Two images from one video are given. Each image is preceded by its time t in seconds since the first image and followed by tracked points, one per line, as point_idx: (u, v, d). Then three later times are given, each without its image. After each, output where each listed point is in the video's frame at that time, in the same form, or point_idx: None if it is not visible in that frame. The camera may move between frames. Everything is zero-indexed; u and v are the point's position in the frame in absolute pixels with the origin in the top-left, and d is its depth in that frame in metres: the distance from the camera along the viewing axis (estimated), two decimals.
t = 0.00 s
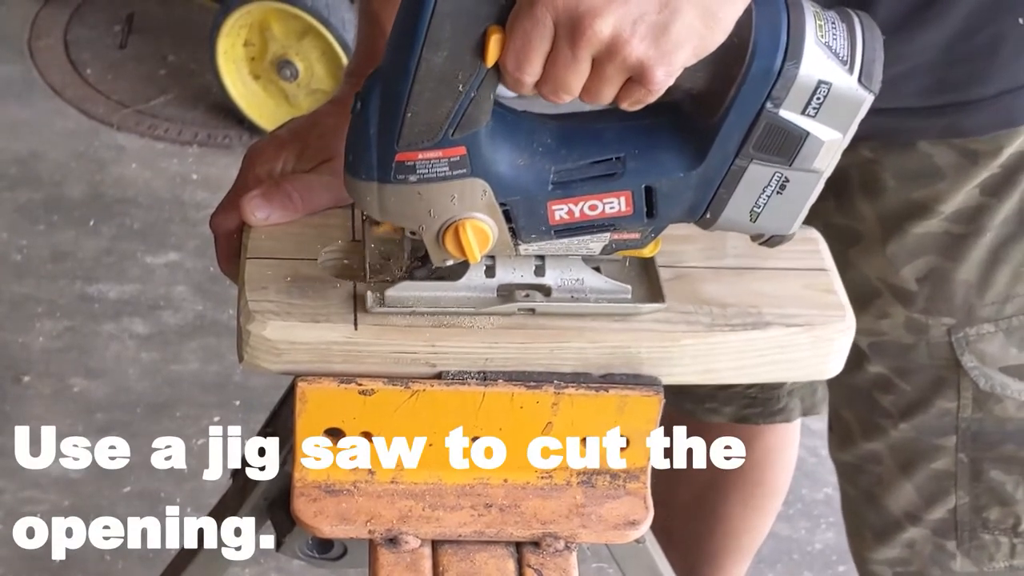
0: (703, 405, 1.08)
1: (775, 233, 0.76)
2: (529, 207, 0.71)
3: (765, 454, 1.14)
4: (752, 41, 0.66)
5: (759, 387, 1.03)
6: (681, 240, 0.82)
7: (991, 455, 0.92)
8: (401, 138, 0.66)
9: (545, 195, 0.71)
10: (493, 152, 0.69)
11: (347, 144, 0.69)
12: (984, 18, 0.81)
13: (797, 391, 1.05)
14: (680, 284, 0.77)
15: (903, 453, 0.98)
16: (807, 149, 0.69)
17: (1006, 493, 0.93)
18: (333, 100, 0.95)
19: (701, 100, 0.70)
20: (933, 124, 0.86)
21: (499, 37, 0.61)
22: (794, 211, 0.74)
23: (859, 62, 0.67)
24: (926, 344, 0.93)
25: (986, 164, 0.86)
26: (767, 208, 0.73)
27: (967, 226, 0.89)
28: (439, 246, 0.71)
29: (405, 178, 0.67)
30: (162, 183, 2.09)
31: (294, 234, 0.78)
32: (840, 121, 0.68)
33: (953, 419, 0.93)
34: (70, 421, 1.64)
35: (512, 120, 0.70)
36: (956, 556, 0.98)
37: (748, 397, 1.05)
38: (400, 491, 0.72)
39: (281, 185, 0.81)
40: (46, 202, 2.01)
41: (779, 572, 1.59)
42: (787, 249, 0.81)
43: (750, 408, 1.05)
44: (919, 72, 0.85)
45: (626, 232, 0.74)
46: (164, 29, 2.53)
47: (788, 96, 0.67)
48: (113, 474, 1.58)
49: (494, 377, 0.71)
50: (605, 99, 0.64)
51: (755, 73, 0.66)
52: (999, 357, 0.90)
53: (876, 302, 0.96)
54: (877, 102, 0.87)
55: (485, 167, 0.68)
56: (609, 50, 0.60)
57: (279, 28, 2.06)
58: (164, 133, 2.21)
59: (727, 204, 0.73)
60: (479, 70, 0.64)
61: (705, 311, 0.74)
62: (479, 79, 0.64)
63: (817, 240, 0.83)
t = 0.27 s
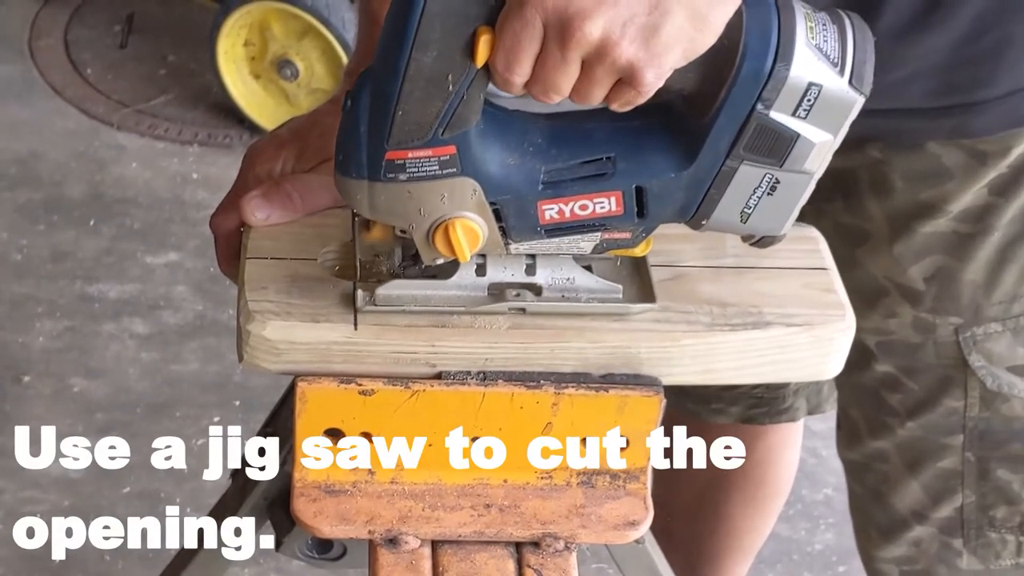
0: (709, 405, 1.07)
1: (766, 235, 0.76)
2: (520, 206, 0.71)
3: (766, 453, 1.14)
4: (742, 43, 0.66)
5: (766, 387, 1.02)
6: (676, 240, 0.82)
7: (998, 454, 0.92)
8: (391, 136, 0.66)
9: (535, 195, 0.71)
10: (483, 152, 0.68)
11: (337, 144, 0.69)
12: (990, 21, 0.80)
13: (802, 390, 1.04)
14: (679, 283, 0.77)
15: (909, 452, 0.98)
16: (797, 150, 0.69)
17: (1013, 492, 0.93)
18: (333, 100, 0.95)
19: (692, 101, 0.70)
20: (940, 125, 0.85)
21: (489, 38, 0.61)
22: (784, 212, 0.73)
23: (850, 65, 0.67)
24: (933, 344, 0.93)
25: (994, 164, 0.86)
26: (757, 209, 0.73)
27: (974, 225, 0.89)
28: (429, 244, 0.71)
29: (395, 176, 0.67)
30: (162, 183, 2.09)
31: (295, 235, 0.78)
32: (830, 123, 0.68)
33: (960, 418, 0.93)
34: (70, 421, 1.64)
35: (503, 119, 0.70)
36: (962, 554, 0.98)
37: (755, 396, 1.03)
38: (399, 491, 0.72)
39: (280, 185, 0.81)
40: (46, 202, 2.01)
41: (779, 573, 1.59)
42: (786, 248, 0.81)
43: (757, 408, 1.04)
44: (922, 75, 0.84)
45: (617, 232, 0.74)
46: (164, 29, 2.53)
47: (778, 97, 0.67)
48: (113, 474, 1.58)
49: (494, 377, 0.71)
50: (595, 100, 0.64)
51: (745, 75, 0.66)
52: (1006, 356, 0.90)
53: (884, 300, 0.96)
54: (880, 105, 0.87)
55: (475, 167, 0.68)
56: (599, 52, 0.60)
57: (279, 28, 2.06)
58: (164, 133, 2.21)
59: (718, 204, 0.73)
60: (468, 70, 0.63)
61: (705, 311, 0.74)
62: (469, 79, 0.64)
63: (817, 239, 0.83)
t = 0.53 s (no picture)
0: (709, 406, 1.07)
1: (761, 232, 0.76)
2: (516, 206, 0.71)
3: (766, 452, 1.14)
4: (738, 39, 0.66)
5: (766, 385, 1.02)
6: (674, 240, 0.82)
7: (990, 452, 0.92)
8: (388, 137, 0.66)
9: (532, 195, 0.71)
10: (480, 152, 0.69)
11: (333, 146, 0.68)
12: (975, 20, 0.82)
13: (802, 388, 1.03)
14: (678, 284, 0.77)
15: (900, 450, 0.98)
16: (793, 147, 0.70)
17: (1004, 489, 0.93)
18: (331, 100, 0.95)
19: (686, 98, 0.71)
20: (929, 125, 0.87)
21: (485, 37, 0.61)
22: (781, 208, 0.74)
23: (844, 59, 0.67)
24: (923, 340, 0.93)
25: (983, 162, 0.86)
26: (753, 206, 0.73)
27: (963, 223, 0.89)
28: (426, 246, 0.71)
29: (393, 178, 0.67)
30: (162, 183, 2.09)
31: (294, 235, 0.78)
32: (825, 118, 0.69)
33: (951, 415, 0.93)
34: (70, 421, 1.64)
35: (498, 119, 0.71)
36: (955, 552, 0.98)
37: (755, 396, 1.03)
38: (400, 491, 0.72)
39: (279, 185, 0.81)
40: (46, 202, 2.01)
41: (778, 572, 1.59)
42: (785, 250, 0.81)
43: (756, 407, 1.04)
44: (913, 73, 0.86)
45: (613, 230, 0.74)
46: (165, 29, 2.53)
47: (774, 93, 0.67)
48: (113, 474, 1.58)
49: (494, 377, 0.71)
50: (592, 98, 0.64)
51: (741, 72, 0.66)
52: (997, 354, 0.90)
53: (873, 299, 0.96)
54: (873, 102, 0.88)
55: (472, 167, 0.69)
56: (594, 49, 0.60)
57: (279, 28, 2.07)
58: (164, 133, 2.21)
59: (714, 201, 0.73)
60: (464, 70, 0.63)
61: (705, 311, 0.74)
62: (466, 79, 0.64)
63: (816, 240, 0.83)
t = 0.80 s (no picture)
0: (710, 407, 1.07)
1: (749, 236, 0.76)
2: (503, 209, 0.71)
3: (766, 452, 1.14)
4: (727, 45, 0.66)
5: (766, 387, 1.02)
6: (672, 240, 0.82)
7: (990, 454, 0.93)
8: (374, 138, 0.66)
9: (518, 199, 0.70)
10: (466, 154, 0.68)
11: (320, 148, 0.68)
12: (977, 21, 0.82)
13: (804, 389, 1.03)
14: (676, 284, 0.77)
15: (900, 450, 0.98)
16: (781, 153, 0.70)
17: (1004, 491, 0.93)
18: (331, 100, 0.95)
19: (675, 104, 0.70)
20: (929, 127, 0.86)
21: (471, 39, 0.61)
22: (770, 214, 0.74)
23: (834, 67, 0.67)
24: (923, 344, 0.93)
25: (985, 165, 0.86)
26: (741, 212, 0.73)
27: (963, 226, 0.89)
28: (412, 247, 0.71)
29: (378, 179, 0.67)
30: (162, 183, 2.09)
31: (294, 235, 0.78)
32: (814, 125, 0.69)
33: (952, 418, 0.93)
34: (70, 421, 1.64)
35: (485, 121, 0.70)
36: (956, 553, 0.98)
37: (754, 396, 1.03)
38: (399, 491, 0.72)
39: (278, 185, 0.81)
40: (46, 202, 2.01)
41: (779, 572, 1.59)
42: (784, 251, 0.81)
43: (756, 407, 1.04)
44: (911, 75, 0.85)
45: (601, 234, 0.74)
46: (165, 28, 2.53)
47: (762, 100, 0.67)
48: (113, 474, 1.58)
49: (494, 377, 0.71)
50: (580, 102, 0.64)
51: (729, 78, 0.66)
52: (997, 357, 0.90)
53: (872, 302, 0.96)
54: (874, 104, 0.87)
55: (458, 169, 0.68)
56: (583, 52, 0.60)
57: (279, 28, 2.06)
58: (164, 133, 2.21)
59: (702, 207, 0.73)
60: (450, 73, 0.63)
61: (704, 312, 0.74)
62: (452, 81, 0.64)
63: (816, 241, 0.83)
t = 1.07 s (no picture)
0: (725, 409, 1.10)
1: (763, 233, 0.76)
2: (517, 207, 0.71)
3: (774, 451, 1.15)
4: (741, 42, 0.66)
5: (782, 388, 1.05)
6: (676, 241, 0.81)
7: (1006, 462, 0.92)
8: (390, 137, 0.65)
9: (533, 196, 0.71)
10: (481, 152, 0.69)
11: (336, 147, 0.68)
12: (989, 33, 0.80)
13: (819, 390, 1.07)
14: (677, 284, 0.77)
15: (917, 456, 0.98)
16: (796, 150, 0.69)
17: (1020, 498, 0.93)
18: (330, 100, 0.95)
19: (687, 101, 0.71)
20: (946, 141, 0.85)
21: (487, 38, 0.61)
22: (784, 210, 0.74)
23: (848, 63, 0.67)
24: (940, 350, 0.93)
25: (1002, 176, 0.86)
26: (756, 208, 0.73)
27: (980, 235, 0.89)
28: (427, 246, 0.71)
29: (394, 177, 0.67)
30: (161, 183, 2.09)
31: (293, 235, 0.78)
32: (829, 122, 0.69)
33: (968, 424, 0.93)
34: (70, 421, 1.64)
35: (500, 120, 0.71)
36: (971, 558, 0.98)
37: (771, 398, 1.06)
38: (399, 491, 0.72)
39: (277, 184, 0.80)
40: (46, 202, 2.01)
41: (779, 572, 1.59)
42: (785, 250, 0.81)
43: (773, 409, 1.07)
44: (927, 89, 0.84)
45: (615, 232, 0.74)
46: (164, 28, 2.53)
47: (777, 96, 0.67)
48: (113, 474, 1.58)
49: (494, 377, 0.71)
50: (593, 102, 0.64)
51: (744, 75, 0.66)
52: (1014, 365, 0.90)
53: (891, 308, 0.96)
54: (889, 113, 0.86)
55: (474, 167, 0.68)
56: (595, 56, 0.60)
57: (278, 29, 2.06)
58: (164, 133, 2.21)
59: (716, 204, 0.73)
60: (467, 71, 0.63)
61: (705, 312, 0.74)
62: (468, 80, 0.64)
63: (816, 240, 0.83)
